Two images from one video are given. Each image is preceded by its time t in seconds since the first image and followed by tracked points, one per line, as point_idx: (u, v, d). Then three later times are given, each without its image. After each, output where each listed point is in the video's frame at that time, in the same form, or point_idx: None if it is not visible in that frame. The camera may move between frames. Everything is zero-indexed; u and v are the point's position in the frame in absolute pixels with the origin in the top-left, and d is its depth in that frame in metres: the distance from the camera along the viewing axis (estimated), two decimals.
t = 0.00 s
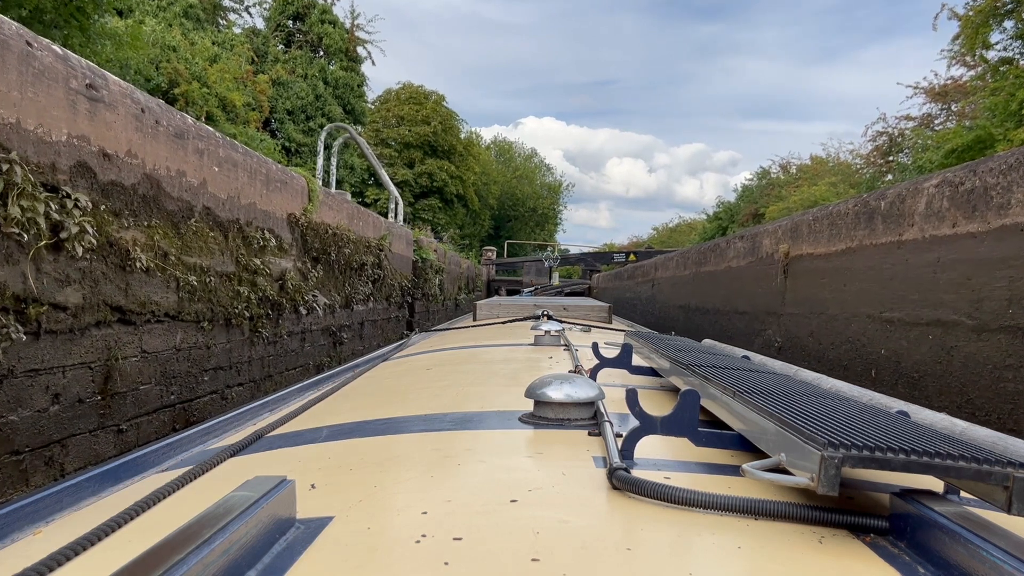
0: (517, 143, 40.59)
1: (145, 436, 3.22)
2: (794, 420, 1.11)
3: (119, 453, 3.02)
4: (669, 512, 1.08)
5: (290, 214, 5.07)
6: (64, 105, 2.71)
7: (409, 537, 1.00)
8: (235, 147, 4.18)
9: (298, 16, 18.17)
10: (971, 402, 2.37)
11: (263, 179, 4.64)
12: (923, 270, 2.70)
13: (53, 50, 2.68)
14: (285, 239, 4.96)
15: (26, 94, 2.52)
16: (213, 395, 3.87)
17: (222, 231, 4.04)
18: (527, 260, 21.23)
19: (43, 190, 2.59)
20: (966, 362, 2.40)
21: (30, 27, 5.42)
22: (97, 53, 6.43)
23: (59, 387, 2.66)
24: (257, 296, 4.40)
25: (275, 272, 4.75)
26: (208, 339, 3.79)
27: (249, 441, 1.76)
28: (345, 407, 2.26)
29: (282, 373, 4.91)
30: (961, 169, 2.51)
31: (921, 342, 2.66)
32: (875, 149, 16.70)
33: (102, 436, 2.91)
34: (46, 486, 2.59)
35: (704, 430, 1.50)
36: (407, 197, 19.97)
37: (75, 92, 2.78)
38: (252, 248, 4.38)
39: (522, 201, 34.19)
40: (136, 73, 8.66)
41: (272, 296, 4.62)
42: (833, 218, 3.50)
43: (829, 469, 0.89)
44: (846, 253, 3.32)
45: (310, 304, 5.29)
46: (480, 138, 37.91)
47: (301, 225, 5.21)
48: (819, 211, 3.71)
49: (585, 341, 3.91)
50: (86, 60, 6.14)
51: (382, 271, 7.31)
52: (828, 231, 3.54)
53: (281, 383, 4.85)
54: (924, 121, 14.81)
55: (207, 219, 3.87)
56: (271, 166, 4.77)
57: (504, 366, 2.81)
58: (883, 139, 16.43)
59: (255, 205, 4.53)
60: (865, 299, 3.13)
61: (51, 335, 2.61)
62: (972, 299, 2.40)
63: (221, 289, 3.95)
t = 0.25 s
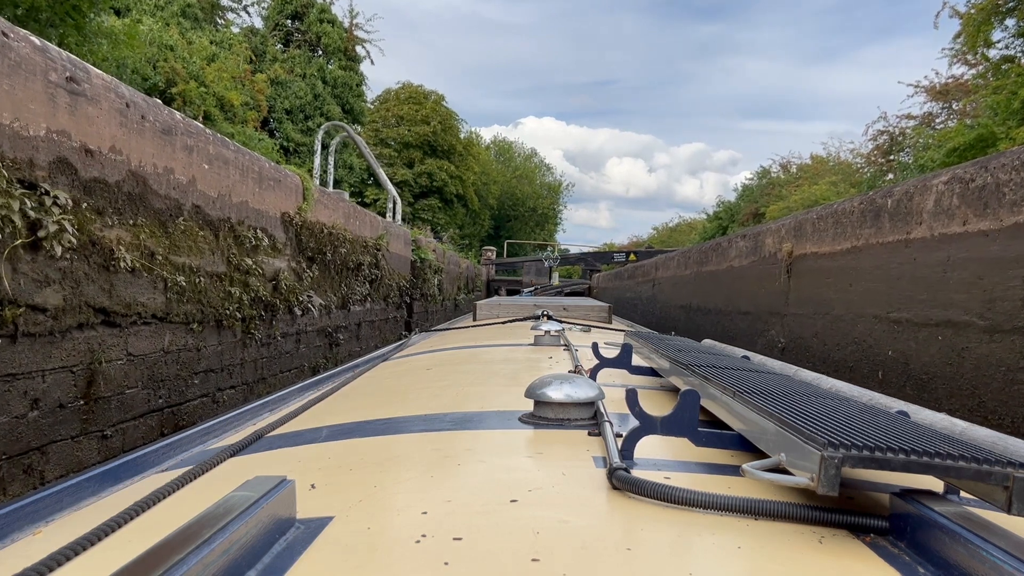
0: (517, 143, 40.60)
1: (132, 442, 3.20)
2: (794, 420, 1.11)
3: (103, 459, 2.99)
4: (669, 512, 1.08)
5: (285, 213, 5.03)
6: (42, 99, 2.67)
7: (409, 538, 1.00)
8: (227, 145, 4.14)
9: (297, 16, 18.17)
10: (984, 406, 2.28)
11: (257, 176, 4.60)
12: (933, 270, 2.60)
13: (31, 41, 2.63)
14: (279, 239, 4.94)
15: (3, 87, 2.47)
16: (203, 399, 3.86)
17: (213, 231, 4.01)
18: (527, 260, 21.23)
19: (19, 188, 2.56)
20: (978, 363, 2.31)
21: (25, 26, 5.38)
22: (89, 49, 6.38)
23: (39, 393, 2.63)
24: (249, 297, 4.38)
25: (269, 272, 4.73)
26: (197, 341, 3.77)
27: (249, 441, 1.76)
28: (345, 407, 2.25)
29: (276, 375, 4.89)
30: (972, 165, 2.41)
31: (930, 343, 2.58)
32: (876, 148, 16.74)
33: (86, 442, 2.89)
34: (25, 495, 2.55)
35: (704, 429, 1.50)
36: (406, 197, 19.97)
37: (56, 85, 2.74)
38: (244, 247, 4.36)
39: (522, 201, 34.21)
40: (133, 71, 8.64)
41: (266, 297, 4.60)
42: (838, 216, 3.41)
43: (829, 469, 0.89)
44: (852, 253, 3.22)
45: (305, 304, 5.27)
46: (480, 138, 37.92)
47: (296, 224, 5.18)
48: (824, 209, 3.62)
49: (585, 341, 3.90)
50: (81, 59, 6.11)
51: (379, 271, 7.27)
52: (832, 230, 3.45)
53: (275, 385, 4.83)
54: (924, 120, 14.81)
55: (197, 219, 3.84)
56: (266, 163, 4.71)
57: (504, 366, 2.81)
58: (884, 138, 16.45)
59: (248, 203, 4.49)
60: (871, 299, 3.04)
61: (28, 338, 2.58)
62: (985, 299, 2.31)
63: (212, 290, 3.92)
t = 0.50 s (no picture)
0: (517, 143, 40.59)
1: (115, 448, 3.09)
2: (794, 420, 1.10)
3: (84, 466, 2.88)
4: (669, 512, 1.08)
5: (277, 212, 4.93)
6: (16, 90, 2.54)
7: (409, 537, 1.00)
8: (216, 141, 4.03)
9: (295, 15, 18.17)
10: (998, 407, 2.25)
11: (246, 174, 4.49)
12: (943, 268, 2.57)
13: (5, 29, 2.50)
14: (271, 238, 4.83)
15: None
16: (191, 402, 3.74)
17: (201, 229, 3.89)
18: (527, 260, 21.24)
19: None
20: (992, 365, 2.28)
21: (21, 24, 5.36)
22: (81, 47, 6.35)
23: (17, 398, 2.53)
24: (240, 298, 4.26)
25: (260, 272, 4.62)
26: (185, 344, 3.66)
27: (249, 441, 1.76)
28: (345, 407, 2.25)
29: (268, 378, 4.78)
30: (985, 160, 2.37)
31: (941, 344, 2.55)
32: (877, 147, 16.78)
33: (65, 449, 2.77)
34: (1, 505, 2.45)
35: (704, 429, 1.50)
36: (406, 197, 19.97)
37: (30, 76, 2.60)
38: (233, 246, 4.25)
39: (522, 201, 34.22)
40: (129, 70, 8.62)
41: (257, 298, 4.49)
42: (843, 214, 3.38)
43: (829, 469, 0.89)
44: (858, 251, 3.20)
45: (299, 305, 5.17)
46: (480, 138, 37.92)
47: (289, 223, 5.08)
48: (829, 207, 3.60)
49: (585, 341, 3.90)
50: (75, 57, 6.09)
51: (376, 271, 7.17)
52: (837, 228, 3.42)
53: (267, 388, 4.72)
54: (926, 118, 14.83)
55: (184, 217, 3.72)
56: (253, 157, 4.60)
57: (505, 366, 2.80)
58: (885, 137, 16.46)
59: (238, 201, 4.38)
60: (878, 298, 3.01)
61: (3, 342, 2.45)
62: (998, 298, 2.28)
63: (200, 291, 3.81)
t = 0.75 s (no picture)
0: (517, 142, 40.60)
1: (99, 454, 2.97)
2: (795, 420, 1.10)
3: (67, 474, 2.78)
4: (669, 512, 1.08)
5: (270, 211, 4.77)
6: None
7: (409, 537, 1.00)
8: (206, 138, 3.88)
9: (293, 15, 18.16)
10: (1011, 410, 2.19)
11: (239, 172, 4.34)
12: (952, 267, 2.53)
13: None
14: (264, 238, 4.68)
15: None
16: (181, 406, 3.62)
17: (191, 228, 3.75)
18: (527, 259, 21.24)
19: None
20: (1003, 366, 2.23)
21: (16, 23, 5.34)
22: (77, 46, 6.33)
23: None
24: (233, 299, 4.12)
25: (254, 272, 4.47)
26: (174, 346, 3.53)
27: (249, 441, 1.76)
28: (345, 407, 2.25)
29: (262, 380, 4.64)
30: (995, 156, 2.32)
31: (950, 344, 2.50)
32: (878, 145, 16.80)
33: (46, 457, 2.67)
34: None
35: (704, 429, 1.50)
36: (406, 197, 19.97)
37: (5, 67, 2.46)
38: (226, 246, 4.11)
39: (522, 201, 34.23)
40: (126, 69, 8.60)
41: (251, 299, 4.35)
42: (848, 212, 3.35)
43: (829, 469, 0.89)
44: (863, 249, 3.16)
45: (294, 306, 5.02)
46: (480, 138, 37.93)
47: (284, 223, 4.93)
48: (833, 205, 3.56)
49: (585, 341, 3.90)
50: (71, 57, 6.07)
51: (372, 272, 6.95)
52: (842, 226, 3.38)
53: (261, 391, 4.58)
54: (927, 117, 14.85)
55: (173, 216, 3.59)
56: (246, 155, 4.44)
57: (504, 366, 2.80)
58: (886, 135, 16.48)
59: (230, 199, 4.23)
60: (884, 298, 2.97)
61: None
62: (1010, 297, 2.22)
63: (190, 292, 3.68)
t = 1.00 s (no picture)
0: (517, 142, 40.62)
1: (80, 463, 2.74)
2: (795, 420, 1.10)
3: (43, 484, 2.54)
4: (669, 512, 1.08)
5: (262, 209, 4.56)
6: None
7: (409, 537, 1.00)
8: (192, 134, 3.68)
9: (291, 14, 18.16)
10: None
11: (229, 171, 4.12)
12: (962, 265, 2.50)
13: None
14: (256, 237, 4.46)
15: None
16: (168, 411, 3.39)
17: (179, 227, 3.54)
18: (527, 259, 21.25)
19: None
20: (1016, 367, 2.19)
21: (10, 23, 5.33)
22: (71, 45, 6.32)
23: None
24: (224, 301, 3.90)
25: (245, 272, 4.25)
26: (161, 349, 3.31)
27: (249, 440, 1.76)
28: (344, 407, 2.25)
29: (255, 383, 4.40)
30: (1005, 151, 2.29)
31: (961, 345, 2.47)
32: (879, 144, 16.81)
33: (22, 465, 2.44)
34: None
35: (704, 429, 1.50)
36: (406, 197, 19.97)
37: None
38: (215, 246, 3.89)
39: (522, 201, 34.24)
40: (122, 69, 8.60)
41: (243, 300, 4.13)
42: (853, 209, 3.34)
43: (829, 469, 0.89)
44: (869, 247, 3.15)
45: (286, 307, 4.81)
46: (479, 138, 37.93)
47: (275, 223, 4.73)
48: (837, 202, 3.55)
49: (585, 341, 3.89)
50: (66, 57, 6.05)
51: (369, 272, 6.80)
52: (847, 224, 3.37)
53: (254, 394, 4.34)
54: (928, 115, 14.89)
55: (159, 213, 3.38)
56: (237, 153, 4.23)
57: (504, 366, 2.80)
58: (886, 134, 16.50)
59: (219, 198, 4.01)
60: (891, 297, 2.95)
61: None
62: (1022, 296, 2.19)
63: (178, 292, 3.45)
